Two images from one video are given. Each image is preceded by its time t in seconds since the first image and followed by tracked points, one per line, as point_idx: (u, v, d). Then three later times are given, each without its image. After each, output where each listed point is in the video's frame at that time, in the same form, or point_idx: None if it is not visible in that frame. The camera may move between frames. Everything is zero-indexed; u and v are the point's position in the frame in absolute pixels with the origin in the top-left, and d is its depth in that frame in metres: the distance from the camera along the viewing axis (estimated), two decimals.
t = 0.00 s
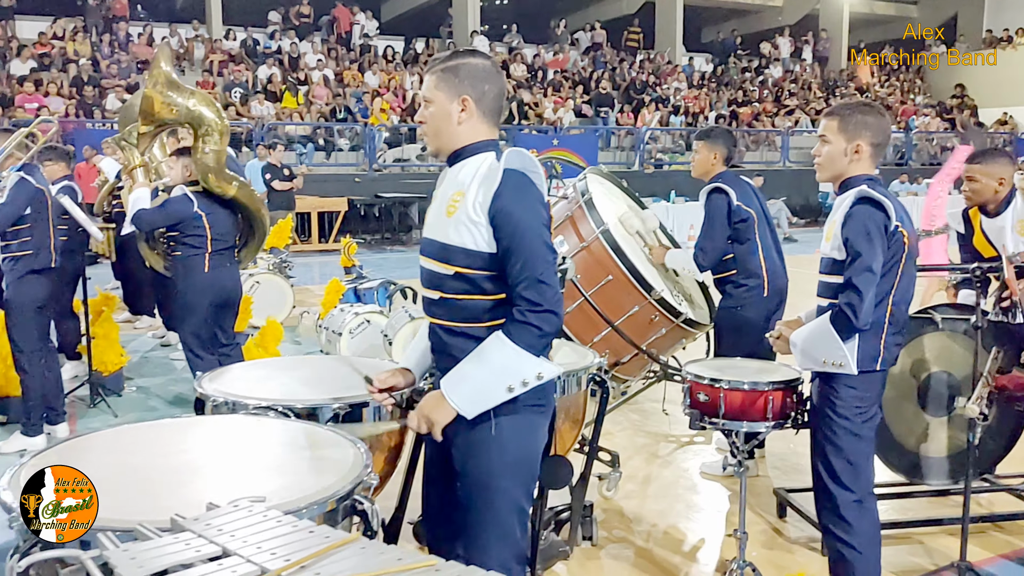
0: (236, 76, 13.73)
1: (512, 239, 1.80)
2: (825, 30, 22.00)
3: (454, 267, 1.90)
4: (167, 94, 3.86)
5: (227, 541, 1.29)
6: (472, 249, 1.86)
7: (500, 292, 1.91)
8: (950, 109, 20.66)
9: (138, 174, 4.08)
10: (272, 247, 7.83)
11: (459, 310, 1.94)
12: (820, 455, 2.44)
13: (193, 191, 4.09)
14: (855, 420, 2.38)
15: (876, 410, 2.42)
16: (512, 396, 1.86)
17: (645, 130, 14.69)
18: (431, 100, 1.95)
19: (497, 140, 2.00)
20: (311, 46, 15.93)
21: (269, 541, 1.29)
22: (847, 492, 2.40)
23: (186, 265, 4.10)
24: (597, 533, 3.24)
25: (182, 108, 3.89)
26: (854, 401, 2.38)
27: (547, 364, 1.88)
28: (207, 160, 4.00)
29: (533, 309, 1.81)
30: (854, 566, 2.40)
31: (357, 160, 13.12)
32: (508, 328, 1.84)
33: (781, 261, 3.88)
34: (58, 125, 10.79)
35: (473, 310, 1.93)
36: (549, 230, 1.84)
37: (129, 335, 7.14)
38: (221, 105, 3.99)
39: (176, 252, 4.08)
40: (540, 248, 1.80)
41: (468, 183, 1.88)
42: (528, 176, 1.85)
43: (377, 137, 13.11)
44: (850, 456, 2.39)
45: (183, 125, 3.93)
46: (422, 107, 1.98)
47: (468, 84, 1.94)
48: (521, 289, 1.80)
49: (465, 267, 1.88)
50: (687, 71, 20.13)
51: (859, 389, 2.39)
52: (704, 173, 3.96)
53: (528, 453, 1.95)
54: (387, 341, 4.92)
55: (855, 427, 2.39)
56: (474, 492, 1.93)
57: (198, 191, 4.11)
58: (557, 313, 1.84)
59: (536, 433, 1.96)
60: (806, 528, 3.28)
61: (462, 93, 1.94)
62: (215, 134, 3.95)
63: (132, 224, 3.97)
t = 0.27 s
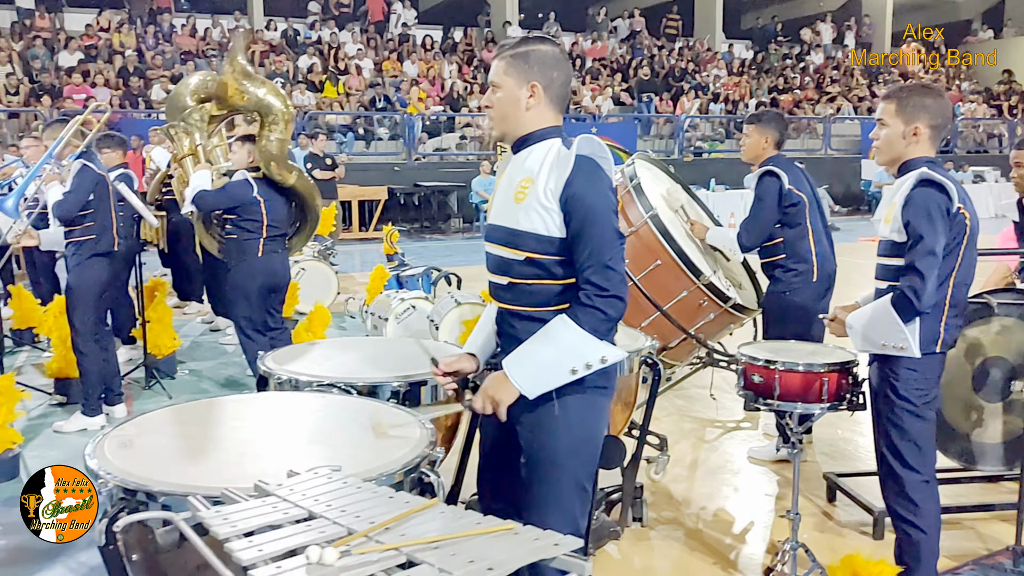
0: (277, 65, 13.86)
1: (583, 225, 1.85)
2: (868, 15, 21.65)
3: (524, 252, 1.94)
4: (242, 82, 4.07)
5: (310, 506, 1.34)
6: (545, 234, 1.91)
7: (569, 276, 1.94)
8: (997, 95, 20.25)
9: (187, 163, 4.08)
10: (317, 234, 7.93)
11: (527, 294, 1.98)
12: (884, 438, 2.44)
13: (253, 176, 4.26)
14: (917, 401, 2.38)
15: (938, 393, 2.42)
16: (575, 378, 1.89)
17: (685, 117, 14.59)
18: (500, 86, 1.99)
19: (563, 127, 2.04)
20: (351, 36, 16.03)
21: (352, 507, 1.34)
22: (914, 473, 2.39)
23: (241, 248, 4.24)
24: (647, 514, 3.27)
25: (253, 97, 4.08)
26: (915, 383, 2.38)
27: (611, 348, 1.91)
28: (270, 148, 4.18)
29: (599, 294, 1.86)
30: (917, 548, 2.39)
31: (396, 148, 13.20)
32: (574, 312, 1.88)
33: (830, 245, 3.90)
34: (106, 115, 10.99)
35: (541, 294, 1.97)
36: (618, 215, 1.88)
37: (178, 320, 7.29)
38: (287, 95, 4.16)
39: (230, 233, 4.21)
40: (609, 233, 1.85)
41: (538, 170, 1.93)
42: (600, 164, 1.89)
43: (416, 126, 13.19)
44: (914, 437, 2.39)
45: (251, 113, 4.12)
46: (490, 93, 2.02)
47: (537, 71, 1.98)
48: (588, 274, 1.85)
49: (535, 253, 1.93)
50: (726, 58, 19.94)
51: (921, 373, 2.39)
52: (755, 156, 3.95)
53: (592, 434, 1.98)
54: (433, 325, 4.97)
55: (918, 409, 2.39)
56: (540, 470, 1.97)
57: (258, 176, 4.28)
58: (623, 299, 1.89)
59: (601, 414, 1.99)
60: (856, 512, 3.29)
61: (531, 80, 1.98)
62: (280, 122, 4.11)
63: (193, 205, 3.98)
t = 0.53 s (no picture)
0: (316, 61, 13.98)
1: (642, 220, 1.88)
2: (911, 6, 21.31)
3: (584, 247, 1.98)
4: (321, 75, 4.22)
5: (386, 485, 1.39)
6: (604, 230, 1.94)
7: (628, 271, 1.97)
8: None
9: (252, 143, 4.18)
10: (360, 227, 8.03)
11: (587, 289, 2.01)
12: (940, 431, 2.44)
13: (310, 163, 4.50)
14: (973, 394, 2.38)
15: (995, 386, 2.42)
16: (626, 370, 1.92)
17: (724, 110, 14.49)
18: (561, 82, 2.03)
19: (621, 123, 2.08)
20: (389, 30, 16.13)
21: (426, 486, 1.38)
22: (970, 465, 2.39)
23: (297, 232, 4.51)
24: (694, 505, 3.29)
25: (326, 89, 4.24)
26: (973, 375, 2.38)
27: (665, 344, 1.94)
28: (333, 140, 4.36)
29: (656, 289, 1.88)
30: (974, 541, 2.40)
31: (435, 143, 13.27)
32: (630, 303, 1.91)
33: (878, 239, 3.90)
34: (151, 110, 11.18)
35: (599, 289, 2.00)
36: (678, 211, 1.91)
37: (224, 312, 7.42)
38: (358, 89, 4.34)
39: (287, 216, 4.49)
40: (669, 229, 1.88)
41: (597, 166, 1.97)
42: (660, 161, 1.93)
43: (453, 121, 13.27)
44: (970, 429, 2.39)
45: (321, 103, 4.28)
46: (550, 88, 2.06)
47: (598, 68, 2.01)
48: (646, 268, 1.88)
49: (594, 249, 1.96)
50: (766, 50, 19.75)
51: (978, 366, 2.38)
52: (809, 146, 3.95)
53: (648, 425, 2.01)
54: (477, 317, 5.00)
55: (974, 402, 2.39)
56: (596, 460, 1.99)
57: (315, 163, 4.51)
58: (679, 294, 1.92)
59: (657, 405, 2.01)
60: (905, 505, 3.28)
61: (593, 76, 2.01)
62: (346, 117, 4.29)
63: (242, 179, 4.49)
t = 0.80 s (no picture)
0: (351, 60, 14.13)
1: (650, 219, 1.92)
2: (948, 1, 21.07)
3: (603, 249, 2.06)
4: (370, 74, 4.31)
5: (445, 466, 1.46)
6: (616, 230, 2.02)
7: (644, 268, 2.04)
8: None
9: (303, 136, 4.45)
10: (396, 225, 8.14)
11: (610, 284, 2.09)
12: (981, 424, 2.46)
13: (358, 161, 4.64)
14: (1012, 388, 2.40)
15: None
16: (654, 360, 1.97)
17: (757, 107, 14.43)
18: (590, 92, 2.10)
19: (649, 129, 2.13)
20: (422, 29, 16.22)
21: (482, 466, 1.45)
22: (1009, 457, 2.40)
23: (346, 229, 4.63)
24: (731, 497, 3.34)
25: (375, 89, 4.35)
26: (1010, 368, 2.40)
27: (689, 332, 1.98)
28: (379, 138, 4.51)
29: (676, 279, 1.91)
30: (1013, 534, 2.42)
31: (467, 141, 13.36)
32: (654, 296, 1.95)
33: (915, 234, 3.89)
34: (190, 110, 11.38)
35: (618, 284, 2.08)
36: (686, 204, 1.93)
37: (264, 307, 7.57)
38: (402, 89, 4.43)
39: (336, 213, 4.60)
40: (678, 228, 1.90)
41: (611, 170, 2.02)
42: (665, 159, 1.95)
43: (486, 119, 13.38)
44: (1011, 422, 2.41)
45: (368, 103, 4.41)
46: (581, 97, 2.13)
47: (625, 78, 2.07)
48: (663, 262, 1.91)
49: (611, 248, 2.05)
50: (800, 47, 19.61)
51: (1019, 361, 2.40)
52: (845, 144, 3.98)
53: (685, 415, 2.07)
54: (513, 312, 5.06)
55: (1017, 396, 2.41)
56: (628, 452, 2.05)
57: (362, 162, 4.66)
58: (699, 284, 1.93)
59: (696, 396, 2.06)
60: (941, 499, 3.31)
61: (620, 87, 2.07)
62: (391, 115, 4.41)
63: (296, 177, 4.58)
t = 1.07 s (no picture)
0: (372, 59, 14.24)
1: (687, 227, 2.00)
2: None
3: (636, 256, 2.12)
4: (386, 76, 4.59)
5: (478, 445, 1.54)
6: (653, 237, 2.08)
7: (679, 274, 2.11)
8: None
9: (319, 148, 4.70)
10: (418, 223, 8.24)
11: (644, 290, 2.14)
12: (999, 416, 2.51)
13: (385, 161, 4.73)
14: None
15: None
16: (703, 352, 2.06)
17: (777, 106, 14.43)
18: (610, 108, 2.16)
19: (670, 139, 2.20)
20: (443, 29, 16.32)
21: (514, 446, 1.53)
22: None
23: (376, 227, 4.72)
24: (752, 489, 3.40)
25: (394, 89, 4.60)
26: None
27: (736, 325, 2.07)
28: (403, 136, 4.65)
29: (723, 272, 1.99)
30: None
31: (487, 140, 13.44)
32: (703, 291, 2.03)
33: (938, 231, 3.94)
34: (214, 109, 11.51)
35: (655, 289, 2.13)
36: (716, 206, 2.01)
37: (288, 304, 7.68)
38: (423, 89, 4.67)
39: (365, 214, 4.71)
40: (713, 226, 1.98)
41: (640, 181, 2.10)
42: (693, 167, 2.03)
43: (507, 118, 13.46)
44: None
45: (390, 103, 4.63)
46: (602, 115, 2.20)
47: (645, 92, 2.14)
48: (705, 262, 1.99)
49: (646, 255, 2.10)
50: (820, 45, 19.56)
51: None
52: (863, 143, 4.03)
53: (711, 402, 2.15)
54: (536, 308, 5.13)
55: None
56: (643, 443, 2.11)
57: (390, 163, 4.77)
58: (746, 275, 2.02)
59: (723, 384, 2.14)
60: (961, 492, 3.36)
61: (640, 100, 2.14)
62: (414, 113, 4.61)
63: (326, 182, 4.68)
